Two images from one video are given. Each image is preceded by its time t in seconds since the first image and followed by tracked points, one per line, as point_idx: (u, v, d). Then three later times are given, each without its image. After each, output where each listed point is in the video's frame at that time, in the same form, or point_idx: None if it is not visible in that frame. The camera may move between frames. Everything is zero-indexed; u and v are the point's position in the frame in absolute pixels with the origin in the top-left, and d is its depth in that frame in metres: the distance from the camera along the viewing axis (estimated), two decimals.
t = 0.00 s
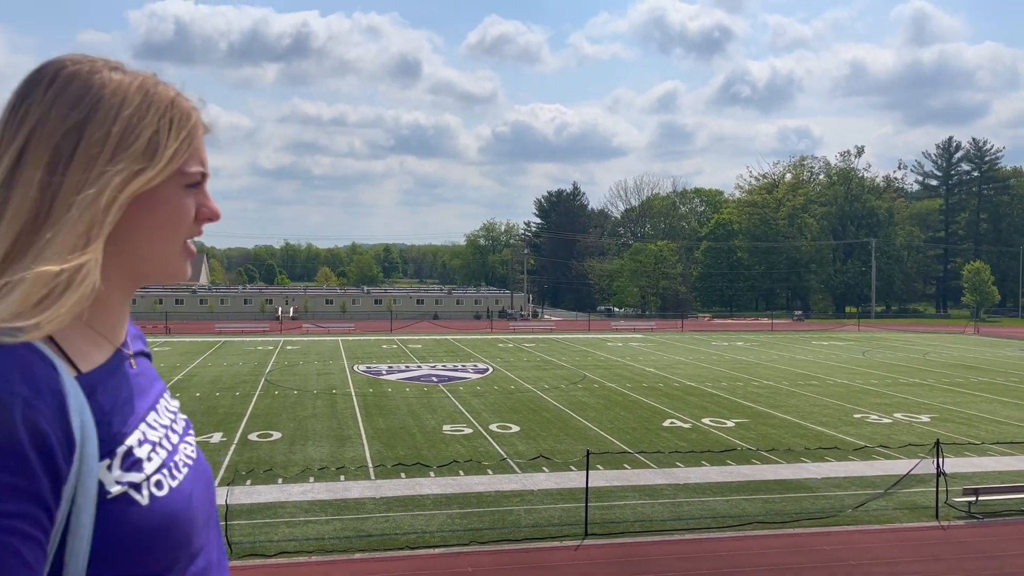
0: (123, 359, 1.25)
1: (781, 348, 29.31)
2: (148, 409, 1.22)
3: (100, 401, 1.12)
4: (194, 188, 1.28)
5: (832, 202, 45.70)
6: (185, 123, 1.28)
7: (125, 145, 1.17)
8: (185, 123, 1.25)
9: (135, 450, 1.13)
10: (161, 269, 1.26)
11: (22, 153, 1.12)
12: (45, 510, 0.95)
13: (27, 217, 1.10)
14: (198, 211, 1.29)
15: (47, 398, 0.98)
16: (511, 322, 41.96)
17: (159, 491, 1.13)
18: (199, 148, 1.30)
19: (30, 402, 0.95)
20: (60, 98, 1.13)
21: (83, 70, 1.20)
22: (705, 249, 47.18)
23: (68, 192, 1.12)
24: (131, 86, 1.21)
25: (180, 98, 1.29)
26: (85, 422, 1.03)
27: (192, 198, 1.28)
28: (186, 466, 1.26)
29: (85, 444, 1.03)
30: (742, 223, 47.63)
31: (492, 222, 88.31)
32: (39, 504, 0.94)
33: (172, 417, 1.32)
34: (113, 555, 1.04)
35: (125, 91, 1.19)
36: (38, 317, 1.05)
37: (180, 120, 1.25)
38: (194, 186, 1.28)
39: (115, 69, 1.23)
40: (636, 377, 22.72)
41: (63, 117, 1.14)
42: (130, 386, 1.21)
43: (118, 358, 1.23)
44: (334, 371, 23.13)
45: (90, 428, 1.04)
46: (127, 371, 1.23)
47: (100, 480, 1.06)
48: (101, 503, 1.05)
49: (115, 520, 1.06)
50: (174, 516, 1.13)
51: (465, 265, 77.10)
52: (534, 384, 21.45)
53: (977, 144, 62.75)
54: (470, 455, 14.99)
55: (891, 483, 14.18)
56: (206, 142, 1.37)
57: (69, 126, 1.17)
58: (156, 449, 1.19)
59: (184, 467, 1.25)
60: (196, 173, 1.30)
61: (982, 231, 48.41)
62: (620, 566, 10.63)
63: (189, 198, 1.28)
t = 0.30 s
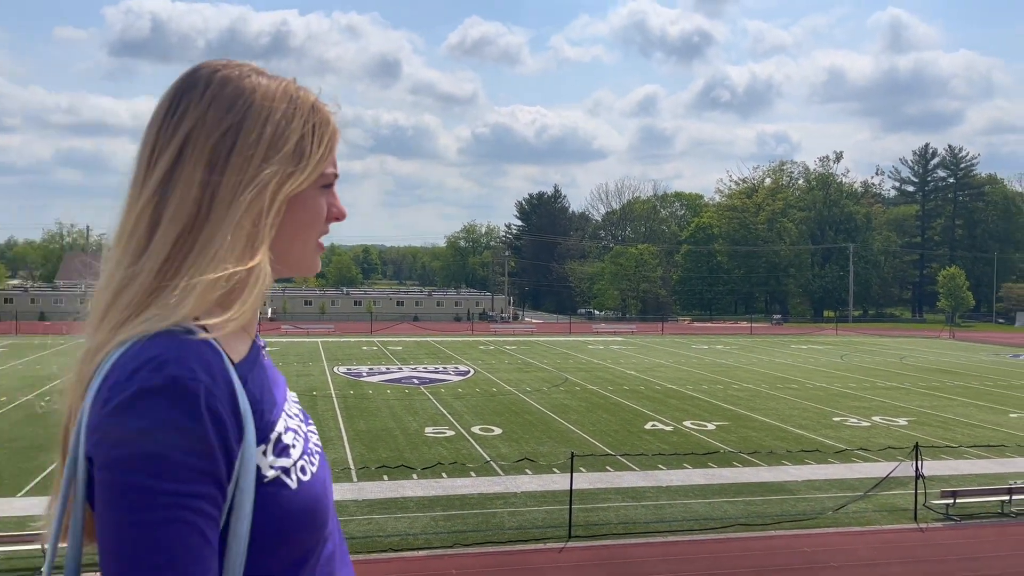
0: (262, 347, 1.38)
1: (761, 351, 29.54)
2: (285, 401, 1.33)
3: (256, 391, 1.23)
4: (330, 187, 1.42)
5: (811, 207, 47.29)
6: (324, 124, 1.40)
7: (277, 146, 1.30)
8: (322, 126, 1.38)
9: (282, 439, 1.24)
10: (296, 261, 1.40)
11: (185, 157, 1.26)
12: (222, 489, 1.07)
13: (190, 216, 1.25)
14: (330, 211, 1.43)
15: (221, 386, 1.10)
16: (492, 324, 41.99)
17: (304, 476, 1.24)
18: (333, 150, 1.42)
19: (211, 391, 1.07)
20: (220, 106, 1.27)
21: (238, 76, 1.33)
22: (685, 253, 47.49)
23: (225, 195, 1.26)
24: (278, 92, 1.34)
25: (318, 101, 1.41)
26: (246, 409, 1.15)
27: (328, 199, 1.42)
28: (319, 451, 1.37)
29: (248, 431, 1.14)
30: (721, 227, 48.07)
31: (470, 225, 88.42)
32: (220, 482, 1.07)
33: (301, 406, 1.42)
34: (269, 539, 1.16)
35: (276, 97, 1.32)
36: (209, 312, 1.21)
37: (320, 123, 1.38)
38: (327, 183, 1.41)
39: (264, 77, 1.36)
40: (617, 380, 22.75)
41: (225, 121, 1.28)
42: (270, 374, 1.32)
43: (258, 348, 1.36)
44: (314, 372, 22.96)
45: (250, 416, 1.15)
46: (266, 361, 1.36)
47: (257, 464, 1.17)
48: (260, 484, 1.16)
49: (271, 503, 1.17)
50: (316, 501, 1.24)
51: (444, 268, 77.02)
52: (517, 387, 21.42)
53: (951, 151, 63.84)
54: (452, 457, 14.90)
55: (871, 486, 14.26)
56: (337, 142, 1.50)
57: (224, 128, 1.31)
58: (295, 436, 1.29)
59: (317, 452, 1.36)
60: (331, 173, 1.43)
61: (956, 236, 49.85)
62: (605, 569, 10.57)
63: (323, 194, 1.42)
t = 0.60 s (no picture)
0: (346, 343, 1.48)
1: (738, 351, 29.65)
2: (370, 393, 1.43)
3: (348, 384, 1.33)
4: (405, 195, 1.51)
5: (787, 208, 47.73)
6: (400, 133, 1.49)
7: (362, 156, 1.40)
8: (399, 135, 1.47)
9: (372, 429, 1.33)
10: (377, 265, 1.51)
11: (276, 167, 1.38)
12: (328, 473, 1.18)
13: (283, 222, 1.36)
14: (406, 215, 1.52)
15: (326, 377, 1.21)
16: (469, 324, 41.87)
17: (392, 466, 1.33)
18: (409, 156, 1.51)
19: (319, 384, 1.18)
20: (310, 118, 1.38)
21: (325, 93, 1.44)
22: (661, 253, 47.67)
23: (314, 205, 1.36)
24: (358, 104, 1.43)
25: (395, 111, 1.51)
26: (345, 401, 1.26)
27: (403, 204, 1.51)
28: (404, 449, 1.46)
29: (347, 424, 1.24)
30: (697, 228, 48.33)
31: (446, 225, 88.20)
32: (327, 468, 1.17)
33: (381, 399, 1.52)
34: (364, 525, 1.27)
35: (360, 108, 1.42)
36: (304, 311, 1.32)
37: (400, 133, 1.48)
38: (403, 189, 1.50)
39: (348, 92, 1.46)
40: (596, 380, 22.73)
41: (314, 134, 1.39)
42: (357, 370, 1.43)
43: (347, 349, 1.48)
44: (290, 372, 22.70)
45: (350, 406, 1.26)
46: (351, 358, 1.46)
47: (354, 453, 1.27)
48: (357, 471, 1.26)
49: (366, 490, 1.27)
50: (401, 492, 1.32)
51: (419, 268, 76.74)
52: (495, 387, 21.33)
53: (923, 154, 64.64)
54: (431, 458, 14.77)
55: (847, 485, 14.30)
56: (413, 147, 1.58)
57: (311, 139, 1.43)
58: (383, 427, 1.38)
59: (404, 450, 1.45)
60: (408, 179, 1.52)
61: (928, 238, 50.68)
62: (586, 569, 10.49)
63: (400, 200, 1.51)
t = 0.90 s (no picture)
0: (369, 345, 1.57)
1: (717, 350, 29.83)
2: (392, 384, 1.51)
3: (367, 380, 1.41)
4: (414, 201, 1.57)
5: (765, 209, 47.82)
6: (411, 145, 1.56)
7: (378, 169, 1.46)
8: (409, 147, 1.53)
9: (394, 418, 1.41)
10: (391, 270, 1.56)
11: (299, 170, 1.44)
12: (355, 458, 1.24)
13: (306, 220, 1.41)
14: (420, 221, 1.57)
15: (351, 369, 1.28)
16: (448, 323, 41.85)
17: (412, 453, 1.42)
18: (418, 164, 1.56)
19: (347, 378, 1.25)
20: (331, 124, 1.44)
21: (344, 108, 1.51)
22: (640, 253, 47.87)
23: (332, 210, 1.42)
24: (376, 115, 1.50)
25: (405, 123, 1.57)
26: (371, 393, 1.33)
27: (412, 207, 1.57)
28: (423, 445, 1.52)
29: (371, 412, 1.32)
30: (675, 228, 48.60)
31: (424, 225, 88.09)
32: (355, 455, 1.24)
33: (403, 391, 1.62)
34: (391, 509, 1.35)
35: (377, 116, 1.49)
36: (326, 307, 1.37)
37: (414, 143, 1.54)
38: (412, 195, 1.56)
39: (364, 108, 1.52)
40: (576, 379, 22.78)
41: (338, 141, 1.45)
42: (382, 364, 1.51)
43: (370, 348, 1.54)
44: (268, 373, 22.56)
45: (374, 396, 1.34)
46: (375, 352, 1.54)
47: (377, 443, 1.35)
48: (380, 460, 1.34)
49: (390, 477, 1.35)
50: (423, 475, 1.41)
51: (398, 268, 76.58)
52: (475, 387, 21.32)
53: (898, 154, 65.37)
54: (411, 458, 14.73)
55: (824, 482, 14.42)
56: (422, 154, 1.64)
57: (330, 145, 1.48)
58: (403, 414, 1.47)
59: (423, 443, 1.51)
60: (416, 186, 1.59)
61: (903, 238, 51.33)
62: (567, 568, 10.50)
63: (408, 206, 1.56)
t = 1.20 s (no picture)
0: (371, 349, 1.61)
1: (700, 350, 30.02)
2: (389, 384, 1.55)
3: (359, 378, 1.45)
4: (407, 199, 1.61)
5: (746, 208, 48.04)
6: (403, 144, 1.58)
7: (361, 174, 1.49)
8: (399, 143, 1.55)
9: (387, 417, 1.45)
10: (388, 269, 1.60)
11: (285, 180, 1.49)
12: (340, 455, 1.28)
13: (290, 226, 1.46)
14: (413, 213, 1.60)
15: (334, 371, 1.31)
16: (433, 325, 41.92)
17: (405, 451, 1.45)
18: (412, 160, 1.59)
19: (328, 380, 1.28)
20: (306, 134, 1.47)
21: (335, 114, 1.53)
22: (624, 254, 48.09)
23: (317, 221, 1.46)
24: (352, 119, 1.52)
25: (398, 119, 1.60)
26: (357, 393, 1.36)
27: (402, 208, 1.60)
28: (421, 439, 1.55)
29: (358, 412, 1.35)
30: (659, 229, 48.84)
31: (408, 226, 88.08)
32: (339, 452, 1.27)
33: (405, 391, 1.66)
34: (380, 505, 1.38)
35: (351, 121, 1.51)
36: (316, 311, 1.41)
37: (394, 137, 1.54)
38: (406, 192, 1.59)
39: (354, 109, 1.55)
40: (561, 380, 22.86)
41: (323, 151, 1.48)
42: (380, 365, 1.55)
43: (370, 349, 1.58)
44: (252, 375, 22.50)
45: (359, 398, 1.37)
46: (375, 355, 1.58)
47: (366, 439, 1.38)
48: (369, 457, 1.38)
49: (379, 473, 1.39)
50: (414, 474, 1.44)
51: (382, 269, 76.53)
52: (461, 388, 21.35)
53: (879, 155, 65.97)
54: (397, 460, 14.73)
55: (808, 480, 14.53)
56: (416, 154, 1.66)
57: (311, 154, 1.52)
58: (400, 414, 1.50)
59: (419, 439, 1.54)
60: (412, 180, 1.62)
61: (883, 238, 51.90)
62: (553, 568, 10.55)
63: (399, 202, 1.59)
